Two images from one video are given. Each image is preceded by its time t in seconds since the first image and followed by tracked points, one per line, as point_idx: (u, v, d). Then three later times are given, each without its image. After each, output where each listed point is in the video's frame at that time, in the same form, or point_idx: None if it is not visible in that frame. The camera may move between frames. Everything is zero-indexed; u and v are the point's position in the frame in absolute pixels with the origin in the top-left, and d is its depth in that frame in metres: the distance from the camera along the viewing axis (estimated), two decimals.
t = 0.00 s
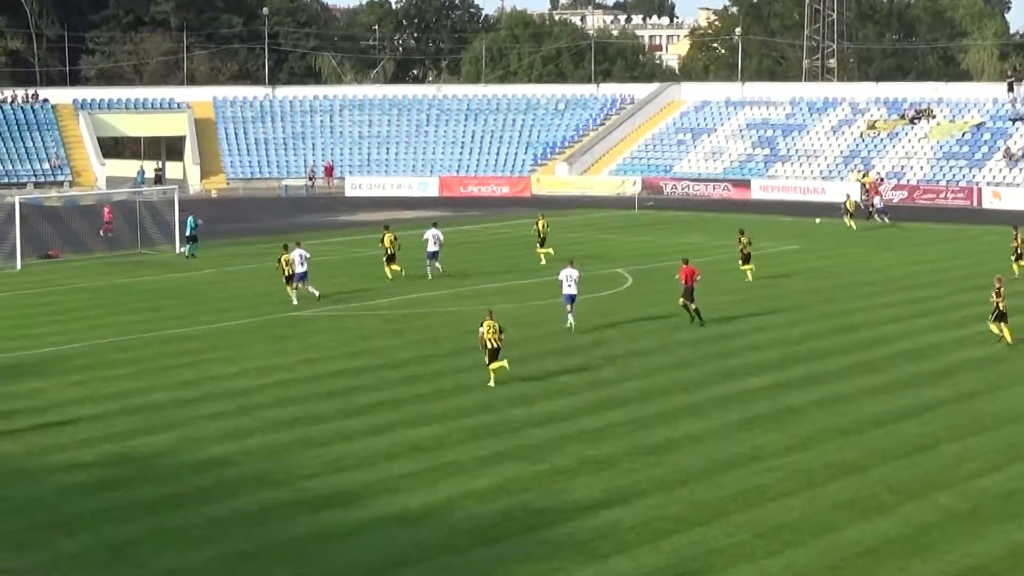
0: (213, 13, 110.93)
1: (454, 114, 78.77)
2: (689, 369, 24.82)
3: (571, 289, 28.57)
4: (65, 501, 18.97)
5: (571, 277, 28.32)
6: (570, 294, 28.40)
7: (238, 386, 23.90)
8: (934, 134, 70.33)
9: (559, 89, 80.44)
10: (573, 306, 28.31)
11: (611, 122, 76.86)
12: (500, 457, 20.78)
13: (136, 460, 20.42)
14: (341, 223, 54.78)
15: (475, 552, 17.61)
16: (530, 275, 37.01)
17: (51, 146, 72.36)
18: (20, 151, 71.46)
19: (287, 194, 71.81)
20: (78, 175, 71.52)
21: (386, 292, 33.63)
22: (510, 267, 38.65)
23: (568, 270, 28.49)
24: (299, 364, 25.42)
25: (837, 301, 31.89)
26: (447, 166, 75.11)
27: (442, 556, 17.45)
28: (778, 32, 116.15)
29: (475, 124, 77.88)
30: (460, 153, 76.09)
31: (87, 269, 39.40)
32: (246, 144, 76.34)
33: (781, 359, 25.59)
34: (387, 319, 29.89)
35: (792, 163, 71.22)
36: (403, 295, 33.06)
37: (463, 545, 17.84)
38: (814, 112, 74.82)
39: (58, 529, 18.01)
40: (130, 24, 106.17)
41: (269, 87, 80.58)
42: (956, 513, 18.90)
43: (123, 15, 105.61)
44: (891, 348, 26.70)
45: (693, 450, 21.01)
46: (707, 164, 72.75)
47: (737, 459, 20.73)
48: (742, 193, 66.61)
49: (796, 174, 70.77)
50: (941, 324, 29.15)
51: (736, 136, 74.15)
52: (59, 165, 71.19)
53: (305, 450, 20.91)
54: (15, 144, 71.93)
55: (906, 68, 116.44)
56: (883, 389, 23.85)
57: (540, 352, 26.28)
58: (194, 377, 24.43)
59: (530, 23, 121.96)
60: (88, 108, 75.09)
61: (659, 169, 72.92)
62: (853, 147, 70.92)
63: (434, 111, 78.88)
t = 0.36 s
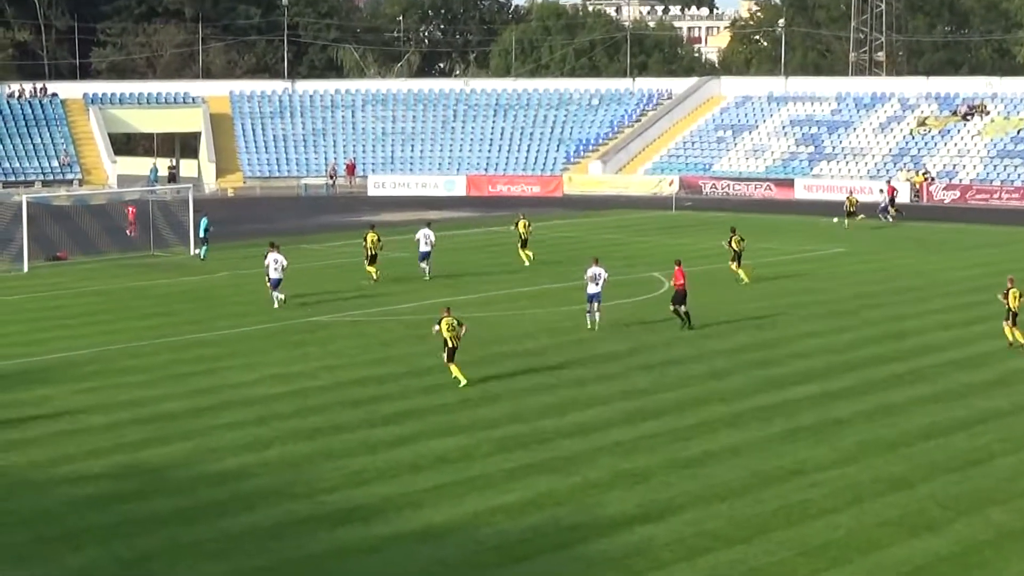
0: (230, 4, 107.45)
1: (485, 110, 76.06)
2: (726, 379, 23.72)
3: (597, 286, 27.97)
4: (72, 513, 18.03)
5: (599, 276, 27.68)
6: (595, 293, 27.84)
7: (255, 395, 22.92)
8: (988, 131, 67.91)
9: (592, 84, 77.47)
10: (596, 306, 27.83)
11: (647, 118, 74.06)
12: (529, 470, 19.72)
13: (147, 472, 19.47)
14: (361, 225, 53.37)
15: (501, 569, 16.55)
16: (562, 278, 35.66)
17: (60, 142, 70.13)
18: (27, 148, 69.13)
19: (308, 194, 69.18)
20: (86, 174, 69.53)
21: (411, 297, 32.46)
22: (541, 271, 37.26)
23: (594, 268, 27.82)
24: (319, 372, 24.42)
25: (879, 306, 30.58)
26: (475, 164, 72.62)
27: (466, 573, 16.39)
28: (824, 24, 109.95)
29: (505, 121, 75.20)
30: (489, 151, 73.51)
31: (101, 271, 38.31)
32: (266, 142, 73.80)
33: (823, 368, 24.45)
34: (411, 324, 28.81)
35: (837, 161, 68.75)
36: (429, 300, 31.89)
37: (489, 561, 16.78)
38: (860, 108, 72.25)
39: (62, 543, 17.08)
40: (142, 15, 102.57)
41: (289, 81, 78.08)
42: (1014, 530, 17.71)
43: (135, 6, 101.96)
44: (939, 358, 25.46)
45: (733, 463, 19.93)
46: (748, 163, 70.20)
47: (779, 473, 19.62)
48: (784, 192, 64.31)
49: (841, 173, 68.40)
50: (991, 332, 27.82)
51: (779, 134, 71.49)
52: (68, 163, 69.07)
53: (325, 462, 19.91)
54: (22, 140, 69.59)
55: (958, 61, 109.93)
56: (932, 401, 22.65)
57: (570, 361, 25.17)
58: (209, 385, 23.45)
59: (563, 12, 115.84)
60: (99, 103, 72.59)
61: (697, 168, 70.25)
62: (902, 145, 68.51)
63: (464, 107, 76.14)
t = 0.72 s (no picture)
0: None
1: (521, 106, 73.01)
2: (769, 391, 22.65)
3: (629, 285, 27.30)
4: (84, 529, 17.08)
5: (630, 275, 27.08)
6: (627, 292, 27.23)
7: (277, 406, 21.95)
8: None
9: (632, 78, 74.29)
10: (629, 305, 27.26)
11: (690, 114, 71.15)
12: (566, 485, 18.69)
13: (164, 486, 18.51)
14: (388, 225, 51.83)
15: None
16: (597, 283, 34.42)
17: (74, 140, 67.33)
18: (40, 146, 66.55)
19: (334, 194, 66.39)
20: (103, 172, 66.38)
21: (440, 302, 31.36)
22: (575, 275, 35.97)
23: (626, 265, 27.19)
24: (344, 382, 23.43)
25: (926, 313, 29.34)
26: (508, 164, 69.62)
27: None
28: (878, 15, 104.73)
29: (541, 117, 72.22)
30: (524, 149, 70.49)
31: (120, 276, 37.16)
32: (289, 139, 70.87)
33: (870, 378, 23.36)
34: (440, 331, 27.77)
35: (890, 160, 65.78)
36: (459, 307, 30.79)
37: None
38: (915, 104, 69.06)
39: (72, 559, 16.14)
40: (160, 6, 98.53)
41: (313, 75, 74.89)
42: None
43: None
44: (993, 368, 24.24)
45: (782, 478, 18.87)
46: (795, 162, 67.15)
47: (831, 488, 18.55)
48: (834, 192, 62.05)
49: (894, 173, 65.33)
50: None
51: (828, 131, 68.44)
52: (83, 161, 66.18)
53: (350, 476, 18.90)
54: (34, 137, 67.03)
55: (1016, 56, 103.40)
56: (988, 413, 21.47)
57: (607, 371, 24.11)
58: (229, 396, 22.48)
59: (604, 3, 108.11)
60: (115, 99, 69.77)
61: (743, 167, 67.31)
62: (959, 143, 65.31)
63: (498, 103, 73.23)
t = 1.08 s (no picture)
0: None
1: (555, 99, 70.94)
2: (814, 399, 21.67)
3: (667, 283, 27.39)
4: (94, 542, 16.19)
5: (669, 272, 27.25)
6: (665, 289, 27.33)
7: (299, 414, 21.03)
8: None
9: (671, 70, 72.04)
10: (667, 304, 27.33)
11: (732, 108, 68.91)
12: (603, 497, 17.73)
13: (179, 497, 17.64)
14: (419, 224, 50.47)
15: None
16: (634, 286, 33.30)
17: (84, 135, 66.24)
18: (49, 141, 65.53)
19: (357, 189, 65.03)
20: (115, 169, 65.40)
21: (471, 306, 30.35)
22: (612, 278, 34.86)
23: (666, 263, 27.45)
24: (368, 389, 22.49)
25: (975, 318, 28.21)
26: (541, 160, 67.47)
27: None
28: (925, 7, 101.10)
29: (575, 111, 70.09)
30: (559, 144, 68.37)
31: (136, 278, 36.21)
32: (311, 134, 69.24)
33: (920, 387, 22.30)
34: (470, 336, 26.79)
35: (944, 156, 62.92)
36: (492, 310, 29.80)
37: None
38: (970, 98, 66.28)
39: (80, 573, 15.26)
40: None
41: (336, 66, 73.30)
42: None
43: None
44: None
45: (831, 491, 17.86)
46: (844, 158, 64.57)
47: (883, 502, 17.52)
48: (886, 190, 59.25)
49: (950, 169, 62.49)
50: None
51: (879, 126, 65.86)
52: (93, 157, 65.20)
53: (375, 488, 17.98)
54: (44, 132, 65.90)
55: None
56: None
57: (643, 378, 23.12)
58: (249, 404, 21.60)
59: None
60: (126, 92, 68.55)
61: (788, 164, 64.84)
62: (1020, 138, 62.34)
63: (531, 97, 71.14)
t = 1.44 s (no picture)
0: None
1: (572, 94, 70.00)
2: (842, 410, 20.74)
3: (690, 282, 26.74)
4: (84, 558, 15.30)
5: (694, 269, 26.65)
6: (690, 287, 26.72)
7: (301, 425, 20.13)
8: None
9: (694, 62, 71.03)
10: (693, 302, 26.67)
11: (758, 103, 67.74)
12: (621, 512, 16.79)
13: (175, 511, 16.74)
14: (431, 225, 49.34)
15: None
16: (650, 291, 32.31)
17: (76, 130, 65.34)
18: (38, 136, 64.72)
19: (363, 185, 64.59)
20: (108, 165, 64.41)
21: (483, 311, 29.42)
22: (628, 281, 33.86)
23: (690, 260, 26.86)
24: (374, 398, 21.59)
25: (1007, 324, 27.20)
26: (556, 157, 66.52)
27: None
28: None
29: (593, 105, 69.14)
30: (577, 140, 67.41)
31: (136, 281, 35.19)
32: (314, 128, 68.36)
33: (952, 398, 21.33)
34: (481, 342, 25.90)
35: (981, 153, 61.56)
36: (505, 315, 28.89)
37: None
38: (1010, 93, 64.72)
39: None
40: None
41: (341, 58, 72.09)
42: None
43: None
44: None
45: (864, 506, 16.89)
46: (876, 155, 63.18)
47: (918, 516, 16.58)
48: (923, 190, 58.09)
49: (988, 167, 61.11)
50: None
51: (914, 122, 64.45)
52: (85, 154, 64.09)
53: (381, 503, 17.07)
54: (33, 127, 65.17)
55: None
56: None
57: (661, 388, 22.17)
58: (250, 414, 20.69)
59: None
60: (120, 85, 67.87)
61: (818, 160, 63.49)
62: None
63: (546, 91, 70.20)
